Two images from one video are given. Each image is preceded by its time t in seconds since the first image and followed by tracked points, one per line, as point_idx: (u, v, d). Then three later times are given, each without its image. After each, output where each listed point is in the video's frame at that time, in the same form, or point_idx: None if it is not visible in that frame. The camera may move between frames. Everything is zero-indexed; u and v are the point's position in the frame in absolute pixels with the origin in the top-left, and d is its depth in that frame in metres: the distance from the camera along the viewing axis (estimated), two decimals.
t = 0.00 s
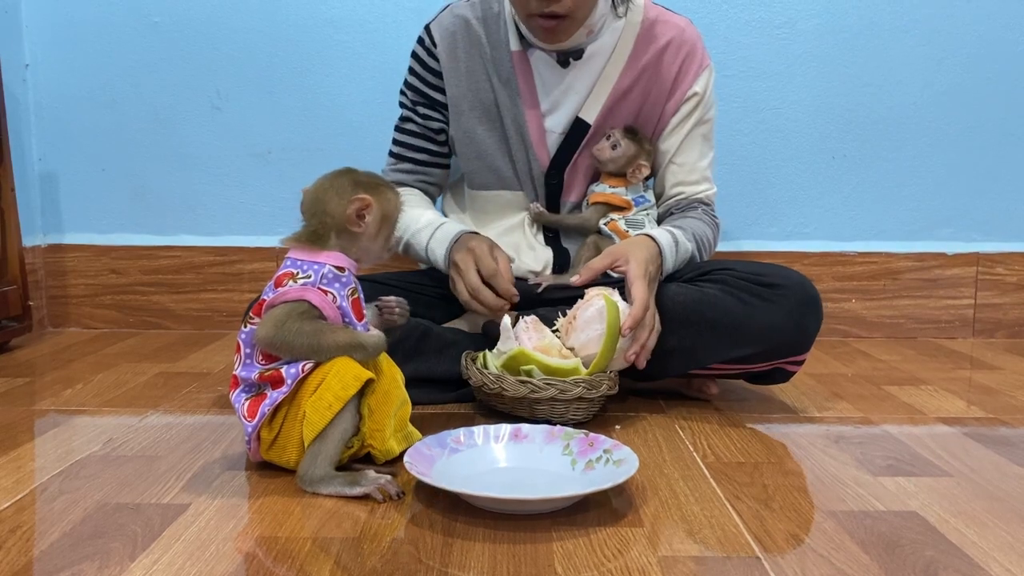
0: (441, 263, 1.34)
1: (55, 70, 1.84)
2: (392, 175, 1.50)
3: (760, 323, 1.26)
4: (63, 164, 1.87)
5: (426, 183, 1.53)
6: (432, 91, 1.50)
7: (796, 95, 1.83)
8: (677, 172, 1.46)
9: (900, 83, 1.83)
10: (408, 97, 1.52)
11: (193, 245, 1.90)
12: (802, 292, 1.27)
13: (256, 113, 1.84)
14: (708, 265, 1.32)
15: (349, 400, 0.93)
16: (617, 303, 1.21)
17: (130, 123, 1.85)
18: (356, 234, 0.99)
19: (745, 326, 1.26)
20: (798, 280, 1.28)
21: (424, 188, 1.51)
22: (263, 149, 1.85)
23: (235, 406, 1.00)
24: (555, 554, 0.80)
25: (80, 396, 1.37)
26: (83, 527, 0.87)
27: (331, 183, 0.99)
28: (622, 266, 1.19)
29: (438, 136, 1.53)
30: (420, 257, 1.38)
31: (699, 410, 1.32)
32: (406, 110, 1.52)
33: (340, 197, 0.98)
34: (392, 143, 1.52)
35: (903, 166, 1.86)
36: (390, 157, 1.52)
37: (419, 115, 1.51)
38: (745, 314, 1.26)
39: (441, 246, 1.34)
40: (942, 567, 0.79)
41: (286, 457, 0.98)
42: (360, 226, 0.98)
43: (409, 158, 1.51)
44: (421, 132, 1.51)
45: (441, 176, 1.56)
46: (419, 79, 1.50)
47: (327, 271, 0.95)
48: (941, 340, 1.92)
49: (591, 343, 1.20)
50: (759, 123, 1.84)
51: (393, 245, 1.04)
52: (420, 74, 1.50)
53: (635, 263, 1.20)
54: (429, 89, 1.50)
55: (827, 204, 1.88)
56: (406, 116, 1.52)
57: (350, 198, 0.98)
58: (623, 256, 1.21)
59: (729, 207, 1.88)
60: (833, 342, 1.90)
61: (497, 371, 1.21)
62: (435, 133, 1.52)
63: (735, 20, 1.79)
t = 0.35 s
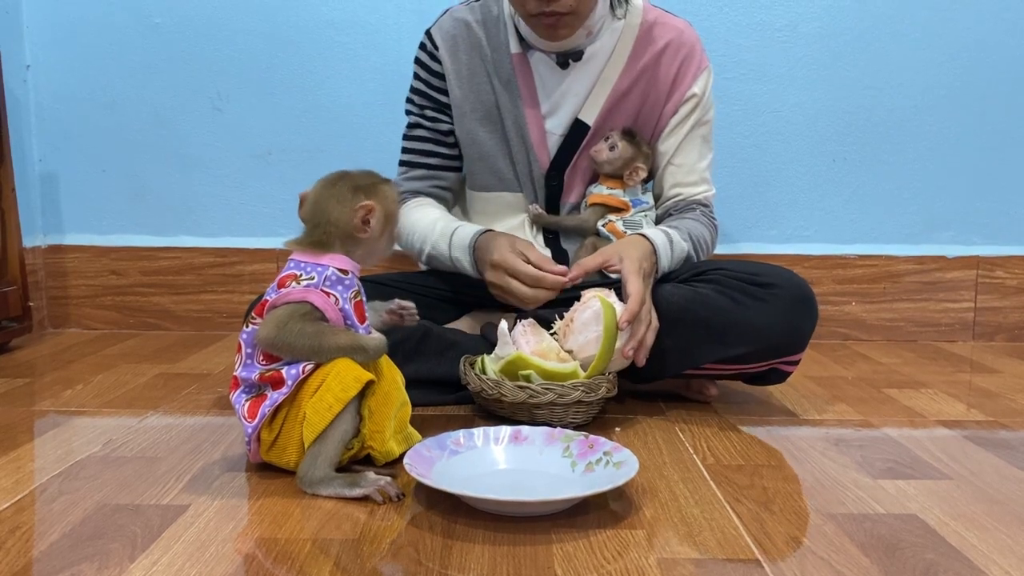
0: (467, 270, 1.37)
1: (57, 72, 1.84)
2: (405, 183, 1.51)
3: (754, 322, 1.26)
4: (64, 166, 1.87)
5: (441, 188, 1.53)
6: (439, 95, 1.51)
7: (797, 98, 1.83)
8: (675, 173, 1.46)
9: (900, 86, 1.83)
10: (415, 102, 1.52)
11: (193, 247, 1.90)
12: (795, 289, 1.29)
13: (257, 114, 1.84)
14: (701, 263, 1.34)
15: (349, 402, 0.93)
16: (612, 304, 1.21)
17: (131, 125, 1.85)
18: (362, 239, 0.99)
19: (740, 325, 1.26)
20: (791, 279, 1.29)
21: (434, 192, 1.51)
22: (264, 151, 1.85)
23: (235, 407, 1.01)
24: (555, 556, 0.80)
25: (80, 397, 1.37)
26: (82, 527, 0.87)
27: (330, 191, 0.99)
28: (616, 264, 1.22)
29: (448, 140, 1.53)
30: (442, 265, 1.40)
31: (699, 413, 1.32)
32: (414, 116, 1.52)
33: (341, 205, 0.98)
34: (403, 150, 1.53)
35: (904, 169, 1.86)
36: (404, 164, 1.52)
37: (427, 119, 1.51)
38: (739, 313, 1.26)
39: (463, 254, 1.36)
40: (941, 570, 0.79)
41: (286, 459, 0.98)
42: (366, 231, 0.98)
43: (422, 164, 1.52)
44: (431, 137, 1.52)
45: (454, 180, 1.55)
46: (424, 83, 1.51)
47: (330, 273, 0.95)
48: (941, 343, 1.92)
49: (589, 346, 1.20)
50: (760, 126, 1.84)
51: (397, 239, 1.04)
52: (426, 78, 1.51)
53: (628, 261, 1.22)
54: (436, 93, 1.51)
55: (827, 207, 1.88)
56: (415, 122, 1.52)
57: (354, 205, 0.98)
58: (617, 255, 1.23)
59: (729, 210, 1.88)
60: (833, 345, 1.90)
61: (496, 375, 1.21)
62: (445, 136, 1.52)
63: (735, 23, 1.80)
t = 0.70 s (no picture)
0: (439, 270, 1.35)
1: (58, 72, 1.84)
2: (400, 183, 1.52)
3: (743, 317, 1.27)
4: (65, 166, 1.88)
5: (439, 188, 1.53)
6: (437, 96, 1.51)
7: (798, 100, 1.83)
8: (674, 175, 1.46)
9: (901, 89, 1.83)
10: (413, 103, 1.53)
11: (194, 247, 1.90)
12: (788, 286, 1.29)
13: (258, 115, 1.84)
14: (694, 260, 1.33)
15: (348, 401, 0.93)
16: (611, 304, 1.21)
17: (132, 125, 1.85)
18: (359, 237, 0.99)
19: (729, 320, 1.27)
20: (780, 273, 1.30)
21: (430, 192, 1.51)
22: (264, 151, 1.86)
23: (234, 407, 1.00)
24: (554, 556, 0.80)
25: (80, 397, 1.37)
26: (81, 526, 0.87)
27: (333, 188, 0.99)
28: (622, 255, 1.20)
29: (445, 141, 1.52)
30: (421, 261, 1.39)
31: (698, 414, 1.32)
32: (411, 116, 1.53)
33: (341, 200, 0.98)
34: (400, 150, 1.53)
35: (905, 170, 1.86)
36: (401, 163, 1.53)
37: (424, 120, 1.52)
38: (728, 308, 1.26)
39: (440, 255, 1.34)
40: (941, 571, 0.79)
41: (285, 458, 0.98)
42: (364, 229, 0.98)
43: (419, 165, 1.52)
44: (428, 138, 1.52)
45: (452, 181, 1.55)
46: (421, 84, 1.51)
47: (328, 273, 0.95)
48: (942, 345, 1.92)
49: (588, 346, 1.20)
50: (760, 127, 1.84)
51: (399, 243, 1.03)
52: (424, 79, 1.51)
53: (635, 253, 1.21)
54: (434, 93, 1.51)
55: (828, 209, 1.88)
56: (413, 122, 1.53)
57: (353, 202, 0.98)
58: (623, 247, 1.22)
59: (730, 211, 1.88)
60: (833, 346, 1.89)
61: (495, 377, 1.21)
62: (441, 137, 1.52)
63: (736, 25, 1.80)
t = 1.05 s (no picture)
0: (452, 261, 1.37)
1: (62, 76, 1.85)
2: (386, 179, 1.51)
3: (741, 319, 1.27)
4: (68, 169, 1.88)
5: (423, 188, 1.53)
6: (431, 99, 1.50)
7: (800, 105, 1.83)
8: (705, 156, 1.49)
9: (903, 94, 1.83)
10: (405, 103, 1.52)
11: (197, 251, 1.90)
12: (786, 289, 1.30)
13: (262, 119, 1.85)
14: (690, 265, 1.35)
15: (352, 407, 0.93)
16: (614, 309, 1.22)
17: (135, 128, 1.86)
18: (364, 245, 0.98)
19: (727, 323, 1.27)
20: (779, 277, 1.30)
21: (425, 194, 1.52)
22: (267, 155, 1.86)
23: (238, 411, 1.01)
24: (558, 562, 0.80)
25: (84, 400, 1.37)
26: (86, 531, 0.87)
27: (340, 194, 0.99)
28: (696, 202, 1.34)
29: (433, 144, 1.52)
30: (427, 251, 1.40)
31: (701, 419, 1.32)
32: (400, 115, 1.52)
33: (346, 208, 0.98)
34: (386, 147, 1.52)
35: (908, 175, 1.86)
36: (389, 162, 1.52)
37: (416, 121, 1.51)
38: (726, 310, 1.27)
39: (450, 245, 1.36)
40: None
41: (289, 464, 0.98)
42: (367, 236, 0.98)
43: (404, 162, 1.52)
44: (416, 138, 1.51)
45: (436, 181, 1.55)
46: (416, 85, 1.50)
47: (333, 278, 0.95)
48: (944, 350, 1.92)
49: (590, 351, 1.21)
50: (763, 133, 1.84)
51: (404, 253, 1.03)
52: (418, 81, 1.50)
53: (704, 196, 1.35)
54: (428, 96, 1.50)
55: (831, 214, 1.88)
56: (404, 123, 1.52)
57: (357, 209, 0.98)
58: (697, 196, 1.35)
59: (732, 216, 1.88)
60: (836, 352, 1.90)
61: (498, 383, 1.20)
62: (429, 140, 1.52)
63: (739, 31, 1.80)
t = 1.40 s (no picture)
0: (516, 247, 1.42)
1: (66, 78, 1.85)
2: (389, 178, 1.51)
3: (741, 321, 1.28)
4: (72, 171, 1.89)
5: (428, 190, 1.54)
6: (435, 100, 1.50)
7: (801, 108, 1.84)
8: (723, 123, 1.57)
9: (904, 97, 1.84)
10: (409, 104, 1.51)
11: (200, 252, 1.91)
12: (789, 290, 1.30)
13: (265, 121, 1.85)
14: (693, 267, 1.35)
15: (356, 407, 0.93)
16: (617, 311, 1.22)
17: (138, 131, 1.86)
18: (364, 246, 0.99)
19: (727, 325, 1.28)
20: (781, 279, 1.31)
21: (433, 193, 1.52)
22: (270, 157, 1.87)
23: (242, 412, 1.01)
24: (560, 561, 0.81)
25: (88, 401, 1.38)
26: (90, 530, 0.87)
27: (341, 195, 1.00)
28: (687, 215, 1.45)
29: (438, 146, 1.52)
30: (457, 240, 1.46)
31: (703, 420, 1.32)
32: (404, 116, 1.51)
33: (347, 208, 0.99)
34: (388, 147, 1.51)
35: (909, 179, 1.87)
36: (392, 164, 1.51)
37: (420, 122, 1.50)
38: (727, 312, 1.27)
39: (495, 227, 1.43)
40: None
41: (292, 464, 0.98)
42: (366, 238, 0.99)
43: (406, 164, 1.51)
44: (421, 140, 1.50)
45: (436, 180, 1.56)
46: (421, 87, 1.50)
47: (336, 279, 0.95)
48: (945, 353, 1.92)
49: (592, 354, 1.21)
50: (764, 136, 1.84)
51: (405, 254, 1.04)
52: (422, 82, 1.50)
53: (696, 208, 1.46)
54: (434, 98, 1.50)
55: (832, 217, 1.89)
56: (407, 124, 1.51)
57: (357, 210, 0.99)
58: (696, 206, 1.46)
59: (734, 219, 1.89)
60: (837, 354, 1.90)
61: (500, 383, 1.21)
62: (434, 143, 1.52)
63: (741, 35, 1.81)
